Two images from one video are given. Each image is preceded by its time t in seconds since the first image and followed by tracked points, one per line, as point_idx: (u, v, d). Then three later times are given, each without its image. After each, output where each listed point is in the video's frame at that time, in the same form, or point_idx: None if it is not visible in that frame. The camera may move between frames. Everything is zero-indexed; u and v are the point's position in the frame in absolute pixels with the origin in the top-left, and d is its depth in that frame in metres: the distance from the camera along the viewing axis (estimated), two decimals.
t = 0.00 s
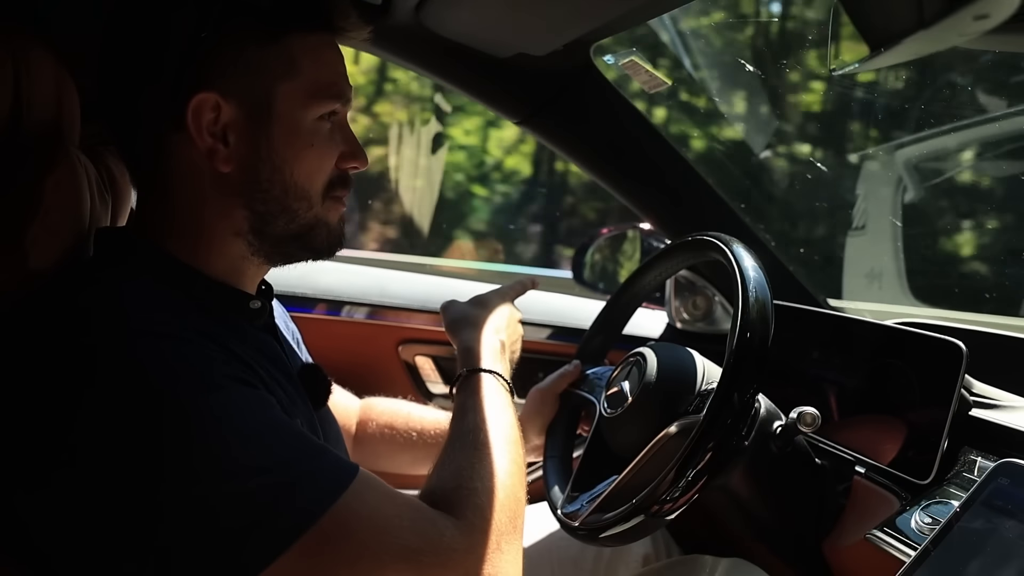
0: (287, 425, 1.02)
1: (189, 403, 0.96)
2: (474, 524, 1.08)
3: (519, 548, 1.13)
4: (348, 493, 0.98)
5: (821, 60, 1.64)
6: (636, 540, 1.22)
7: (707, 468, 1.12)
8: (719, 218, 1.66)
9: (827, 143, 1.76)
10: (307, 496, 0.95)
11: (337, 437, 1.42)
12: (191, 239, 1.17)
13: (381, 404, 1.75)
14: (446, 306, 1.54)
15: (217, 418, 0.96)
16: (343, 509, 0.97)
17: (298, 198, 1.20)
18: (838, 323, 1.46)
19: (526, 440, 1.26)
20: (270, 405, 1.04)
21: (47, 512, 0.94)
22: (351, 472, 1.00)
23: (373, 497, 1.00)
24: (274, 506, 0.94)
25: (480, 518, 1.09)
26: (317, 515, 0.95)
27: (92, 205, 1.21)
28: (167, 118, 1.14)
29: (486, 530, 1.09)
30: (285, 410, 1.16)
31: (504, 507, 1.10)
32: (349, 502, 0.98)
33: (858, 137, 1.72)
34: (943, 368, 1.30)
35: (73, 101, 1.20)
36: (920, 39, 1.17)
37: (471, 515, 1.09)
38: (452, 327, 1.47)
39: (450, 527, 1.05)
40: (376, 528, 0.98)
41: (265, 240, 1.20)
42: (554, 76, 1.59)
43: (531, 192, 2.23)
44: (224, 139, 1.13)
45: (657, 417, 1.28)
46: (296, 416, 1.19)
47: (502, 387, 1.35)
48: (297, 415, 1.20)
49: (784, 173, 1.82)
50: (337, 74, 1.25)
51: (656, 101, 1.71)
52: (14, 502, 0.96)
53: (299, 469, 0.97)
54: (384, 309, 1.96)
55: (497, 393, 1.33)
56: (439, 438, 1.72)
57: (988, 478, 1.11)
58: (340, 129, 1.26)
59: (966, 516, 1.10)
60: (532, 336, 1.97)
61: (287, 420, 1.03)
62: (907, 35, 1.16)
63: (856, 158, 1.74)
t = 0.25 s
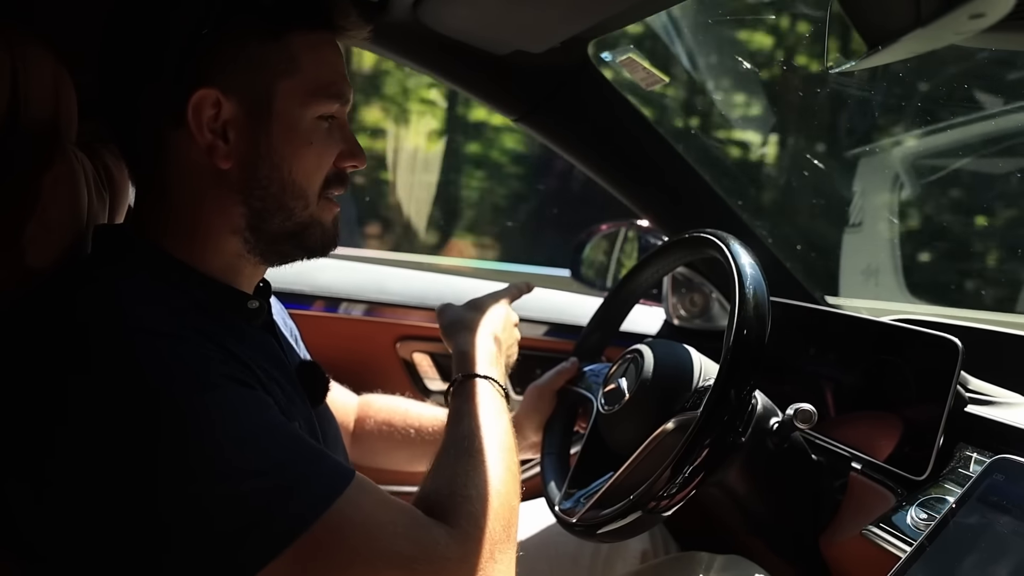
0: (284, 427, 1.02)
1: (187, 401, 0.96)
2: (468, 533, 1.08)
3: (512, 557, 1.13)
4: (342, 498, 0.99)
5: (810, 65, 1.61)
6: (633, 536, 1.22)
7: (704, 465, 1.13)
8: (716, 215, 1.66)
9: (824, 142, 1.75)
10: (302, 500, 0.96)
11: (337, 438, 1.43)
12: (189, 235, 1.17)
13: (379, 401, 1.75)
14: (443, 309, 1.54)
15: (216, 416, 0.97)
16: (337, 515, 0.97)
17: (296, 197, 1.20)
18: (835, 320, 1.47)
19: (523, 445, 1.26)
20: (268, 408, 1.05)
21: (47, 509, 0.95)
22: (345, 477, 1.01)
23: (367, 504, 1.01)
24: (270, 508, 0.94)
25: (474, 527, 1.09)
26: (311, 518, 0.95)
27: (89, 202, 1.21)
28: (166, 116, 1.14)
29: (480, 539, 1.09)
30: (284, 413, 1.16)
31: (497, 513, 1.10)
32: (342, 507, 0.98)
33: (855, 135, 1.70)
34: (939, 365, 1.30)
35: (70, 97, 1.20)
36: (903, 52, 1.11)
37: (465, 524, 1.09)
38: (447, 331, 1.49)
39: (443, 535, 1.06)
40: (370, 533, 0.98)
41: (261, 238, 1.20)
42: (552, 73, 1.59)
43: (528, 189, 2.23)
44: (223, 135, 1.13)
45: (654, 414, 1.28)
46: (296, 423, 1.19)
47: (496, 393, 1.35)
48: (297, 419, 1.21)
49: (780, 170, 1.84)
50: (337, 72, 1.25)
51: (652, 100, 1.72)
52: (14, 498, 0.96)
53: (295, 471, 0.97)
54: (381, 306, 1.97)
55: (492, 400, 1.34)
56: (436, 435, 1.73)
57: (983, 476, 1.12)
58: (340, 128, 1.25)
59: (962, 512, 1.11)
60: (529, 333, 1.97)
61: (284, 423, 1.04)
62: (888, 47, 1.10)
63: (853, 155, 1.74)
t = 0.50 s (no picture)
0: (278, 439, 1.02)
1: (186, 401, 0.96)
2: (455, 561, 1.09)
3: None
4: (330, 515, 0.98)
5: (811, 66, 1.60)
6: (630, 535, 1.23)
7: (702, 464, 1.13)
8: (715, 214, 1.67)
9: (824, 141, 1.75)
10: (291, 513, 0.95)
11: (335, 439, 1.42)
12: (188, 235, 1.17)
13: (377, 400, 1.75)
14: (447, 323, 1.55)
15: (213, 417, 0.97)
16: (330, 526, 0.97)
17: (295, 196, 1.20)
18: (833, 319, 1.47)
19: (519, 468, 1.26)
20: (263, 415, 1.04)
21: (45, 508, 0.95)
22: (332, 496, 0.99)
23: (354, 523, 1.00)
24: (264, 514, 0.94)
25: (462, 554, 1.10)
26: (300, 531, 0.95)
27: (87, 200, 1.21)
28: (165, 115, 1.14)
29: (467, 567, 1.09)
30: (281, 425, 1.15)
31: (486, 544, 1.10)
32: (329, 524, 0.97)
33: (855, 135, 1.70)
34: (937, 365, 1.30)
35: (69, 95, 1.20)
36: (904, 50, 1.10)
37: (453, 552, 1.09)
38: (450, 345, 1.49)
39: (429, 560, 1.06)
40: (355, 555, 0.98)
41: (260, 237, 1.20)
42: (552, 72, 1.59)
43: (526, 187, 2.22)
44: (224, 135, 1.13)
45: (651, 413, 1.29)
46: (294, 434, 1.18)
47: (496, 412, 1.35)
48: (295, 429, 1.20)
49: (781, 170, 1.82)
50: (338, 71, 1.25)
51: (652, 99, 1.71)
52: (12, 497, 0.96)
53: (285, 486, 0.97)
54: (379, 304, 1.97)
55: (493, 418, 1.34)
56: (435, 432, 1.72)
57: (979, 475, 1.12)
58: (340, 127, 1.25)
59: (958, 511, 1.11)
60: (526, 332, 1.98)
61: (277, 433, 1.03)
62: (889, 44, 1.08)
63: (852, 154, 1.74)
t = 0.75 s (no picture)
0: (271, 465, 1.00)
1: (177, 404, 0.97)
2: None
3: None
4: (310, 547, 0.97)
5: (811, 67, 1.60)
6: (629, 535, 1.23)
7: (701, 464, 1.13)
8: (714, 214, 1.67)
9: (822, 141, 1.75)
10: (267, 547, 0.95)
11: (333, 440, 1.42)
12: (183, 237, 1.17)
13: (375, 399, 1.75)
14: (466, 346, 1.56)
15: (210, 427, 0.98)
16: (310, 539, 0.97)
17: (294, 197, 1.20)
18: (832, 320, 1.47)
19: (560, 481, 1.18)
20: (256, 433, 1.03)
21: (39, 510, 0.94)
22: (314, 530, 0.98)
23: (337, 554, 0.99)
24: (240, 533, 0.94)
25: None
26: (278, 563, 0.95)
27: (85, 199, 1.20)
28: (163, 114, 1.14)
29: None
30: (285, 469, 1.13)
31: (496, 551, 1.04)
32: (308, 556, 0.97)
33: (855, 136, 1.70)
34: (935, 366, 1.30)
35: (67, 94, 1.19)
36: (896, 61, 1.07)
37: None
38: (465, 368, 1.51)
39: None
40: None
41: (258, 239, 1.20)
42: (550, 72, 1.58)
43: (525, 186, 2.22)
44: (222, 136, 1.13)
45: (650, 413, 1.28)
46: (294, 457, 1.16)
47: (513, 446, 1.24)
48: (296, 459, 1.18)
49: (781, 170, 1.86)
50: (336, 71, 1.25)
51: (652, 99, 1.71)
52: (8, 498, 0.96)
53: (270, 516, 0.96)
54: (378, 304, 1.97)
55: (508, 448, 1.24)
56: (434, 432, 1.71)
57: (977, 476, 1.12)
58: (338, 127, 1.25)
59: (957, 512, 1.11)
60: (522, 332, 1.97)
61: (272, 452, 1.03)
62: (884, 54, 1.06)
63: (851, 155, 1.74)
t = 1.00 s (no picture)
0: (268, 491, 0.91)
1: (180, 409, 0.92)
2: None
3: None
4: None
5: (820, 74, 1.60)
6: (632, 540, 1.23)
7: (704, 471, 1.14)
8: (718, 221, 1.68)
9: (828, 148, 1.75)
10: None
11: (334, 445, 1.42)
12: (187, 234, 1.16)
13: (379, 399, 1.75)
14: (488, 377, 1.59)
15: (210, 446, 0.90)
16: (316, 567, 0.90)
17: (299, 195, 1.20)
18: (835, 328, 1.47)
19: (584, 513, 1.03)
20: (256, 454, 0.95)
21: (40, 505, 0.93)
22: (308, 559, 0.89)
23: None
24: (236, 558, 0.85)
25: None
26: None
27: (92, 196, 1.20)
28: (172, 113, 1.14)
29: None
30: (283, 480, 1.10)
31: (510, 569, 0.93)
32: None
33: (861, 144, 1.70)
34: (938, 376, 1.30)
35: (74, 91, 1.19)
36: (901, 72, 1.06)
37: None
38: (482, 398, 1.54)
39: None
40: None
41: (265, 236, 1.19)
42: (557, 76, 1.58)
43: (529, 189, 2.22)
44: (223, 134, 1.13)
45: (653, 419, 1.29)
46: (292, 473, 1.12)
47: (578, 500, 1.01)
48: (296, 472, 1.14)
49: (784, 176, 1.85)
50: (341, 68, 1.25)
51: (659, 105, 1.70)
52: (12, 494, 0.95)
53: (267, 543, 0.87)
54: (382, 305, 1.96)
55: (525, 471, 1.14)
56: (436, 433, 1.71)
57: (980, 487, 1.12)
58: (344, 124, 1.25)
59: (958, 521, 1.11)
60: (521, 335, 1.95)
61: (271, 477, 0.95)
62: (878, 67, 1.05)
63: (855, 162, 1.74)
